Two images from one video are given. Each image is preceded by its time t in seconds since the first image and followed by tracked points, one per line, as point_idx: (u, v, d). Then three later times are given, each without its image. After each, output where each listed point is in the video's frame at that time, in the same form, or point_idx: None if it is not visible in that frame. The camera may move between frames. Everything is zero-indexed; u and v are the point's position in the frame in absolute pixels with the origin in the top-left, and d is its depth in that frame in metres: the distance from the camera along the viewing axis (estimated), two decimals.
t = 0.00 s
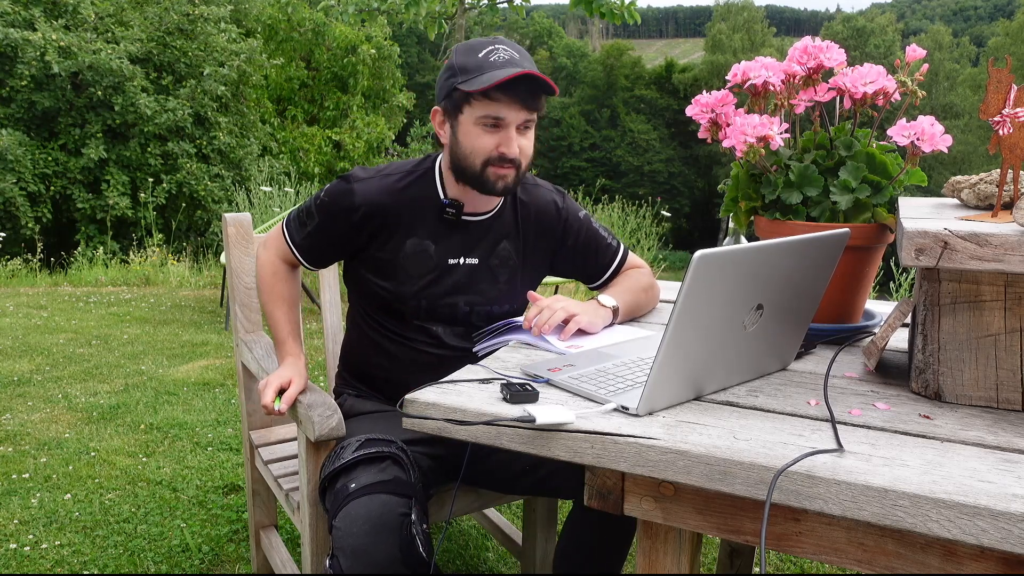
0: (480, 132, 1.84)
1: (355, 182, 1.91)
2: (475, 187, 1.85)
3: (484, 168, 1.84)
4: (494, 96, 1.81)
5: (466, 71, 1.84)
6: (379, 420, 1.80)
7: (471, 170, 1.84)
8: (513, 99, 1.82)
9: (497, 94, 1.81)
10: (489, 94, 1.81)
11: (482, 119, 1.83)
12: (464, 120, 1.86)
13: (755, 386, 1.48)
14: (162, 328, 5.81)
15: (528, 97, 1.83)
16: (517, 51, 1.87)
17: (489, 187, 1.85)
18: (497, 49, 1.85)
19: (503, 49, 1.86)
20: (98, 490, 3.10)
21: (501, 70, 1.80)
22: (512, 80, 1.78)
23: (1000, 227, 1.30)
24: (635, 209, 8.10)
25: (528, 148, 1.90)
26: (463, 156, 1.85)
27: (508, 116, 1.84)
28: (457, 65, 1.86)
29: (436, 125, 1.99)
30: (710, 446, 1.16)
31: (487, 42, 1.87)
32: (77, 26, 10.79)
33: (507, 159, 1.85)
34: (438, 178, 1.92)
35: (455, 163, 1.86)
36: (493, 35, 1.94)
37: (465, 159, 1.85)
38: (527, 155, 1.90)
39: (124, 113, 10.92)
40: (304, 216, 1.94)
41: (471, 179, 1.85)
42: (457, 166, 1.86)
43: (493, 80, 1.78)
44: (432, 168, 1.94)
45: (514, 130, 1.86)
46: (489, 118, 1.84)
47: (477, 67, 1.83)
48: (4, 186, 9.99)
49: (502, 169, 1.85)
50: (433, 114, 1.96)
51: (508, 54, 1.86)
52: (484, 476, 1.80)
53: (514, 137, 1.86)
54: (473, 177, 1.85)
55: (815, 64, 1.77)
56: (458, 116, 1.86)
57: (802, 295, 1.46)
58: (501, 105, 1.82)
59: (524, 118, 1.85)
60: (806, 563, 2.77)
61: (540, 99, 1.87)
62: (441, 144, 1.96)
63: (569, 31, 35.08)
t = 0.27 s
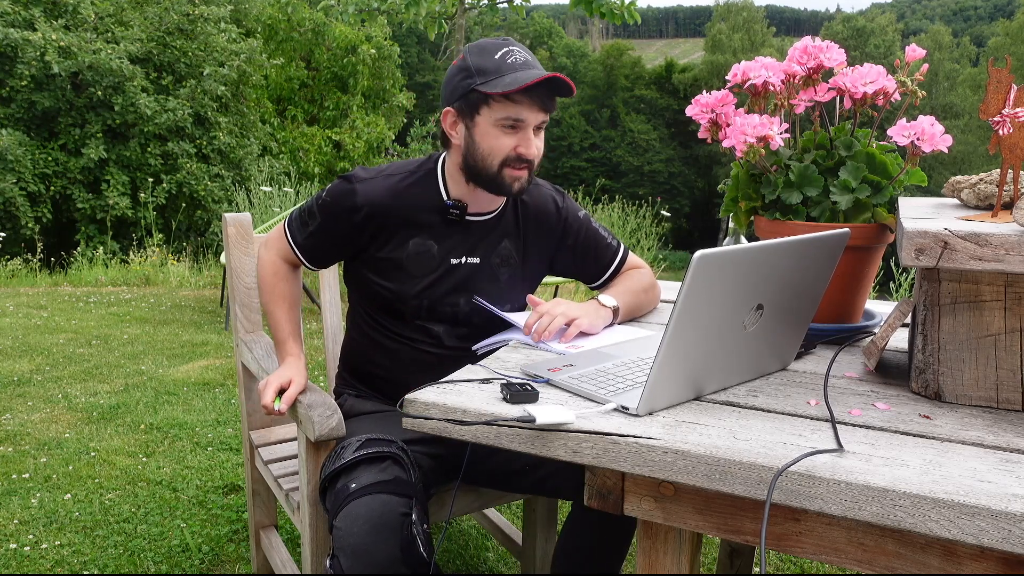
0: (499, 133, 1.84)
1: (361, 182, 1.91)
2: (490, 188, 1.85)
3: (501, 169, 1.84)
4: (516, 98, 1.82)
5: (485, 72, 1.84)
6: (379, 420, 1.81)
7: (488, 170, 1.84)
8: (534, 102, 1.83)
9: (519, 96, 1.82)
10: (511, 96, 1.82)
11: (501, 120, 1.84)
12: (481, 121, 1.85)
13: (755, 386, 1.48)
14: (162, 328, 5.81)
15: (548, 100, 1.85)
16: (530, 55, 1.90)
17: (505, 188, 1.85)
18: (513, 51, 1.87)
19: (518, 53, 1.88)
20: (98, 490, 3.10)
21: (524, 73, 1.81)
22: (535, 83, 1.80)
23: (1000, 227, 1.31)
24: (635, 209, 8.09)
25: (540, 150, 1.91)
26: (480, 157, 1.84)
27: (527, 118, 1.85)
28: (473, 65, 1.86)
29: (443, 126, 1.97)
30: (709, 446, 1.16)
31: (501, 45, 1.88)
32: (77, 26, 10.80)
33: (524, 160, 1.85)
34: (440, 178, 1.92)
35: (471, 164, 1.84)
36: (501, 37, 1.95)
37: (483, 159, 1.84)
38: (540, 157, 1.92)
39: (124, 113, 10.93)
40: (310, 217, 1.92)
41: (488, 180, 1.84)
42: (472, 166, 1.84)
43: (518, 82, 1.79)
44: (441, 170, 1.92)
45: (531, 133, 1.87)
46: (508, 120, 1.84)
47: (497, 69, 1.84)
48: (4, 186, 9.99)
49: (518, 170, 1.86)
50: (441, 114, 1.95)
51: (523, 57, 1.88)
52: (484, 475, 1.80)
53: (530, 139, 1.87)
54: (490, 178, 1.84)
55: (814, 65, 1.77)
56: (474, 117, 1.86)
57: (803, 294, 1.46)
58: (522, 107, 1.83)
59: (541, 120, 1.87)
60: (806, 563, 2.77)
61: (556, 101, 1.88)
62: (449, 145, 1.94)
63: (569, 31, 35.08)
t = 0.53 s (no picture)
0: (503, 137, 1.85)
1: (365, 182, 1.91)
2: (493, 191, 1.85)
3: (503, 172, 1.85)
4: (521, 102, 1.82)
5: (492, 74, 1.84)
6: (379, 420, 1.80)
7: (490, 173, 1.84)
8: (540, 107, 1.83)
9: (525, 100, 1.82)
10: (516, 100, 1.82)
11: (506, 123, 1.85)
12: (486, 123, 1.86)
13: (755, 386, 1.48)
14: (162, 328, 5.82)
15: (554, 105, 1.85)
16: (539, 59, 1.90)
17: (506, 192, 1.86)
18: (523, 54, 1.87)
19: (527, 56, 1.88)
20: (98, 490, 3.10)
21: (531, 77, 1.82)
22: (542, 88, 1.80)
23: (1000, 227, 1.30)
24: (635, 209, 8.09)
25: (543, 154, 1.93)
26: (483, 159, 1.84)
27: (532, 122, 1.85)
28: (481, 67, 1.86)
29: (447, 125, 1.97)
30: (710, 446, 1.16)
31: (510, 47, 1.88)
32: (77, 26, 10.80)
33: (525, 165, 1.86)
34: (443, 179, 1.91)
35: (473, 165, 1.85)
36: (510, 38, 1.95)
37: (485, 161, 1.84)
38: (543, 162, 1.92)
39: (124, 113, 10.92)
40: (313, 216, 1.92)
41: (489, 182, 1.85)
42: (475, 168, 1.85)
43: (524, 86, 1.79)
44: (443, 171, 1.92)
45: (534, 138, 1.88)
46: (513, 123, 1.85)
47: (509, 72, 1.83)
48: (4, 186, 9.98)
49: (520, 174, 1.87)
50: (446, 113, 1.95)
51: (532, 60, 1.88)
52: (484, 475, 1.80)
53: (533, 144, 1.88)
54: (491, 181, 1.85)
55: (815, 65, 1.77)
56: (480, 119, 1.86)
57: (804, 294, 1.46)
58: (528, 111, 1.83)
59: (547, 125, 1.88)
60: (806, 563, 2.77)
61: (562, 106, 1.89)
62: (452, 145, 1.94)
63: (569, 31, 35.07)
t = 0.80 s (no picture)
0: (501, 140, 1.85)
1: (364, 183, 1.91)
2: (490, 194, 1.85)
3: (501, 175, 1.85)
4: (520, 106, 1.82)
5: (490, 77, 1.85)
6: (378, 420, 1.80)
7: (488, 176, 1.84)
8: (538, 110, 1.84)
9: (524, 104, 1.82)
10: (514, 103, 1.82)
11: (504, 127, 1.85)
12: (484, 127, 1.86)
13: (755, 386, 1.48)
14: (162, 328, 5.82)
15: (551, 108, 1.85)
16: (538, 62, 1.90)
17: (506, 195, 1.86)
18: (523, 59, 1.86)
19: (526, 59, 1.88)
20: (98, 490, 3.11)
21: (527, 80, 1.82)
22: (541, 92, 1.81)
23: (1000, 227, 1.30)
24: (635, 209, 8.09)
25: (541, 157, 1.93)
26: (483, 163, 1.84)
27: (530, 126, 1.86)
28: (478, 70, 1.87)
29: (446, 128, 1.98)
30: (709, 446, 1.16)
31: (508, 50, 1.88)
32: (77, 26, 10.80)
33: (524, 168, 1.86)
34: (442, 181, 1.91)
35: (473, 168, 1.85)
36: (509, 41, 1.95)
37: (486, 165, 1.84)
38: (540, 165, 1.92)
39: (124, 113, 10.92)
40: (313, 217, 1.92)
41: (488, 184, 1.85)
42: (472, 171, 1.85)
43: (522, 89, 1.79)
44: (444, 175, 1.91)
45: (531, 141, 1.88)
46: (511, 127, 1.85)
47: (510, 76, 1.83)
48: (4, 186, 9.98)
49: (518, 177, 1.87)
50: (444, 117, 1.95)
51: (529, 63, 1.88)
52: (484, 475, 1.80)
53: (532, 147, 1.88)
54: (490, 184, 1.84)
55: (814, 65, 1.77)
56: (477, 122, 1.87)
57: (804, 295, 1.46)
58: (525, 115, 1.84)
59: (544, 129, 1.88)
60: (806, 563, 2.77)
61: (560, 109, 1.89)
62: (451, 148, 1.94)
63: (569, 31, 35.09)
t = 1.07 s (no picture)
0: (487, 136, 1.84)
1: (363, 183, 1.91)
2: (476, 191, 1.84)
3: (486, 172, 1.84)
4: (506, 102, 1.81)
5: (477, 74, 1.84)
6: (378, 420, 1.80)
7: (473, 172, 1.84)
8: (522, 107, 1.82)
9: (509, 101, 1.81)
10: (499, 99, 1.81)
11: (490, 123, 1.84)
12: (471, 123, 1.86)
13: (755, 386, 1.48)
14: (162, 328, 5.82)
15: (537, 104, 1.83)
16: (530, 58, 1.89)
17: (494, 192, 1.84)
18: (513, 55, 1.85)
19: (516, 55, 1.87)
20: (98, 490, 3.10)
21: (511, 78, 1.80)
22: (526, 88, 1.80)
23: (1000, 227, 1.30)
24: (635, 209, 8.10)
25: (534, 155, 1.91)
26: (470, 159, 1.84)
27: (516, 122, 1.84)
28: (468, 67, 1.87)
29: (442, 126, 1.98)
30: (709, 446, 1.16)
31: (501, 48, 1.87)
32: (77, 26, 10.80)
33: (512, 165, 1.85)
34: (439, 179, 1.92)
35: (462, 166, 1.85)
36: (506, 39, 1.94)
37: (472, 162, 1.84)
38: (531, 161, 1.90)
39: (124, 113, 10.92)
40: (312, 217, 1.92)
41: (475, 182, 1.84)
42: (459, 168, 1.85)
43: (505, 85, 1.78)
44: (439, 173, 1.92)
45: (519, 138, 1.87)
46: (497, 123, 1.84)
47: (494, 72, 1.82)
48: (4, 186, 9.98)
49: (507, 175, 1.86)
50: (440, 115, 1.96)
51: (521, 60, 1.86)
52: (484, 475, 1.80)
53: (520, 144, 1.86)
54: (477, 181, 1.84)
55: (814, 65, 1.77)
56: (466, 118, 1.87)
57: (805, 295, 1.46)
58: (511, 111, 1.83)
59: (532, 125, 1.86)
60: (806, 563, 2.77)
61: (549, 106, 1.87)
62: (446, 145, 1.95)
63: (569, 31, 35.09)
